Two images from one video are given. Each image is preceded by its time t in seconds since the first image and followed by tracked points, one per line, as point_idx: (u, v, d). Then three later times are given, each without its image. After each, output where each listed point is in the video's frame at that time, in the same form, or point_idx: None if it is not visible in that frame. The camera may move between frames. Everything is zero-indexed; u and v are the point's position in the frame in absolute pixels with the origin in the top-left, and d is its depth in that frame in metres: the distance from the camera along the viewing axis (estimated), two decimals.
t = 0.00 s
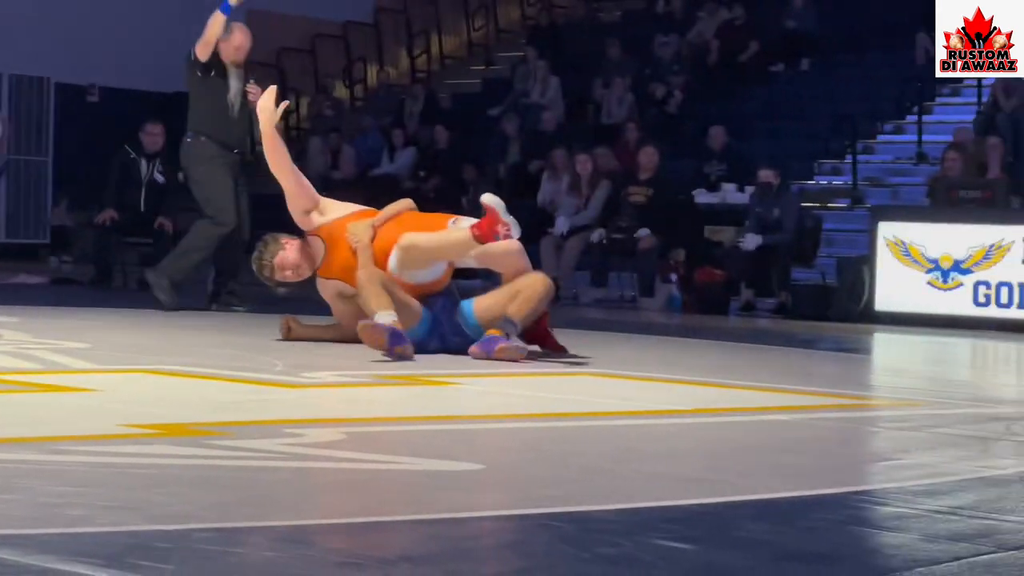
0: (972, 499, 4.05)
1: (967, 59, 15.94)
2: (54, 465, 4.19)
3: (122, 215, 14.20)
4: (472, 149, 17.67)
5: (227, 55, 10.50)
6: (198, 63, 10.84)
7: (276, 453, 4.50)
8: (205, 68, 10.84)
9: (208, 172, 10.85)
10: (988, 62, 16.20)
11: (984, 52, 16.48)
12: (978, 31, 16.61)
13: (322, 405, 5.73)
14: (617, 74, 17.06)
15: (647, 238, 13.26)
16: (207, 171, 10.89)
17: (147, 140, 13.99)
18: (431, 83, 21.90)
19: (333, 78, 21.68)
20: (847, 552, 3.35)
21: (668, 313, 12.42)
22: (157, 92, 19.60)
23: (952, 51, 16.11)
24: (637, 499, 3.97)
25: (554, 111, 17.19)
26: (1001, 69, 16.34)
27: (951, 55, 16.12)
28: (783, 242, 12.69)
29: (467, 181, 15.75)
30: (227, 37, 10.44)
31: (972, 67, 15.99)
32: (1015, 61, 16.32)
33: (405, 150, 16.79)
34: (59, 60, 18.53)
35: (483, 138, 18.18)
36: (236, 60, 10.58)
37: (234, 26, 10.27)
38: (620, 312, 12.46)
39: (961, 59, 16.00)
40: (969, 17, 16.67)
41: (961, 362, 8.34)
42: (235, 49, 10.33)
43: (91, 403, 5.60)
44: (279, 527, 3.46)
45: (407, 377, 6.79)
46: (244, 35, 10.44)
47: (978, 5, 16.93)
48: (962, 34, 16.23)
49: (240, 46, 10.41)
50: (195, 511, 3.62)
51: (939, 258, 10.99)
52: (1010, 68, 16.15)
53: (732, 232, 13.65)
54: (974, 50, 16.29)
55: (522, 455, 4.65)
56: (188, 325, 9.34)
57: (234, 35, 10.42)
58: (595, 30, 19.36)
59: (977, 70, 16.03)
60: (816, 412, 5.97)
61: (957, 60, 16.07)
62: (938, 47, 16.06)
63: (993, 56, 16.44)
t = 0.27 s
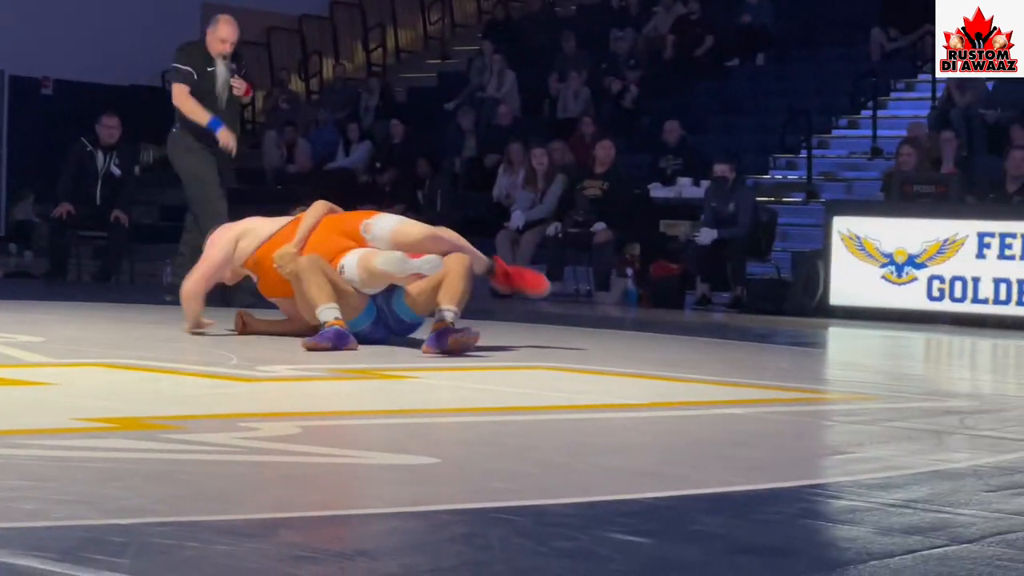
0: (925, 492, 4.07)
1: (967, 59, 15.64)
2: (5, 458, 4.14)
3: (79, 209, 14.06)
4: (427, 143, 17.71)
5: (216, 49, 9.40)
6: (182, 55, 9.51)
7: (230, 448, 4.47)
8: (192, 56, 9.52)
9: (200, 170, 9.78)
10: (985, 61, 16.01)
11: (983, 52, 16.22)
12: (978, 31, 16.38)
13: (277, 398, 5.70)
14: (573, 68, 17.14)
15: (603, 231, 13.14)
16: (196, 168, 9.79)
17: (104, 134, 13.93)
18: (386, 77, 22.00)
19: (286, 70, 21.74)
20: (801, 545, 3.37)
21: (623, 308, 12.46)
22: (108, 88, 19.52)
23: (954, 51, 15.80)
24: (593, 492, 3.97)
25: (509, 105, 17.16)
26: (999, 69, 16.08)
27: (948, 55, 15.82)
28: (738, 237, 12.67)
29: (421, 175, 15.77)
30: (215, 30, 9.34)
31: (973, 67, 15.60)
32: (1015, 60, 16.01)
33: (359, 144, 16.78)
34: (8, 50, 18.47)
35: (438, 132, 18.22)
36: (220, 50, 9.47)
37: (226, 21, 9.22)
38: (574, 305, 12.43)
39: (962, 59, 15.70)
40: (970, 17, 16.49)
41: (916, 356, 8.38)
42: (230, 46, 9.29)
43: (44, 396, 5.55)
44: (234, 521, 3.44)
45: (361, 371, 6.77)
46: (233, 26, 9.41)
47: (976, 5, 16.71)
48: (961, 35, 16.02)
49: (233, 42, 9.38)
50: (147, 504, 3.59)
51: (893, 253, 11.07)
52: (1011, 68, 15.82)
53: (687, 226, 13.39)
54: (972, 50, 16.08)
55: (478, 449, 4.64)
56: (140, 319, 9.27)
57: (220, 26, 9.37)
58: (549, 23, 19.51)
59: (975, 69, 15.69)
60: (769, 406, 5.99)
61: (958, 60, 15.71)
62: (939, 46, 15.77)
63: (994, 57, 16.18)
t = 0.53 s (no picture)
0: (900, 486, 4.09)
1: (967, 60, 15.57)
2: None
3: (53, 203, 14.04)
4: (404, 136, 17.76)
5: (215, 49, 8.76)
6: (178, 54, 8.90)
7: (206, 443, 4.46)
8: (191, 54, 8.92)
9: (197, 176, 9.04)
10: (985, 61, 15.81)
11: (983, 53, 16.04)
12: (978, 31, 16.30)
13: (254, 393, 5.69)
14: (550, 63, 17.15)
15: (580, 226, 13.06)
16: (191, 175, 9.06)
17: (76, 127, 13.91)
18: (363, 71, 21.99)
19: (262, 64, 21.70)
20: (777, 540, 3.38)
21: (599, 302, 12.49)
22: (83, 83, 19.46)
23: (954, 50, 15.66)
24: (568, 487, 3.97)
25: (486, 99, 17.17)
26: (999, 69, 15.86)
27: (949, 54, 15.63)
28: (714, 232, 12.68)
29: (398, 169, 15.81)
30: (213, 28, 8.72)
31: (974, 66, 15.51)
32: (1016, 60, 15.82)
33: (336, 139, 16.76)
34: None
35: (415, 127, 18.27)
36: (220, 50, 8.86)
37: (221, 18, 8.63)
38: (551, 300, 12.42)
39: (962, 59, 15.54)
40: (970, 18, 16.48)
41: (892, 350, 8.41)
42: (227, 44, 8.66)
43: (20, 391, 5.52)
44: (211, 516, 3.43)
45: (339, 365, 6.76)
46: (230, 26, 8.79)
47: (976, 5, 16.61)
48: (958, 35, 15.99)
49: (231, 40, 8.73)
50: (122, 499, 3.58)
51: (869, 247, 11.10)
52: (1013, 68, 15.64)
53: (663, 221, 13.71)
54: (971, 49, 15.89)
55: (456, 443, 4.64)
56: (115, 313, 9.24)
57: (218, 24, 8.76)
58: (526, 18, 19.53)
59: (978, 70, 15.54)
60: (745, 400, 6.00)
61: (958, 61, 15.73)
62: (939, 47, 15.76)
63: (993, 56, 15.99)
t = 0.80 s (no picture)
0: (891, 482, 4.09)
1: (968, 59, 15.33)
2: None
3: (39, 200, 14.03)
4: (395, 132, 17.78)
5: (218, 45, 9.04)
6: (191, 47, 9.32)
7: (197, 439, 4.45)
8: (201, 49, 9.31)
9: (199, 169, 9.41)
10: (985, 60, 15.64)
11: (982, 52, 15.88)
12: (978, 31, 16.03)
13: (245, 389, 5.68)
14: (540, 60, 17.15)
15: (572, 221, 13.12)
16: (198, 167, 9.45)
17: (58, 124, 13.91)
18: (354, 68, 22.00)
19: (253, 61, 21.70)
20: (767, 536, 3.38)
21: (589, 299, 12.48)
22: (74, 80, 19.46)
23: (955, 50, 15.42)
24: (560, 483, 3.97)
25: (477, 96, 17.18)
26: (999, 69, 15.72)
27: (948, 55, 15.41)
28: (707, 228, 12.64)
29: (389, 166, 15.82)
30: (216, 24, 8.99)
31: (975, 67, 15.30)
32: (1015, 60, 15.76)
33: (327, 136, 16.77)
34: None
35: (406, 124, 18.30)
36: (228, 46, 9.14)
37: (222, 15, 8.80)
38: (543, 297, 12.42)
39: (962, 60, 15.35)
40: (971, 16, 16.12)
41: (884, 347, 8.40)
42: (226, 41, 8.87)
43: (10, 387, 5.51)
44: (202, 512, 3.42)
45: (329, 362, 6.75)
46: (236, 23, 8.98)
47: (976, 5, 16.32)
48: (960, 35, 15.74)
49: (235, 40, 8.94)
50: (112, 495, 3.57)
51: (860, 244, 11.13)
52: (1012, 68, 15.58)
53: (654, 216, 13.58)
54: (972, 50, 15.68)
55: (447, 440, 4.64)
56: (106, 309, 9.24)
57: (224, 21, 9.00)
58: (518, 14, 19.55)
59: (978, 70, 15.42)
60: (737, 396, 6.01)
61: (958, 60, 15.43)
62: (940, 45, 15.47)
63: (992, 56, 15.87)
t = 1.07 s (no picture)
0: (891, 479, 4.10)
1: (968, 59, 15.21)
2: None
3: (37, 196, 14.04)
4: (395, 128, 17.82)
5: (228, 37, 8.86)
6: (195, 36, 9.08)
7: (198, 435, 4.46)
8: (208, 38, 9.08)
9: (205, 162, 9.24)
10: (985, 61, 15.55)
11: (982, 52, 15.78)
12: (978, 31, 15.92)
13: (246, 386, 5.68)
14: (540, 56, 17.14)
15: (573, 218, 13.14)
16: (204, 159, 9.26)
17: (52, 119, 13.91)
18: (354, 64, 22.00)
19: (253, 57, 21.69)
20: (767, 532, 3.38)
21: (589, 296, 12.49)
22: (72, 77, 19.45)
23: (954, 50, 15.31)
24: (559, 479, 3.97)
25: (477, 93, 17.19)
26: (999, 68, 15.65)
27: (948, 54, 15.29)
28: (706, 225, 12.65)
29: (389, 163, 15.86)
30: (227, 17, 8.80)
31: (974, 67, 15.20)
32: (1015, 60, 15.66)
33: (327, 132, 16.79)
34: None
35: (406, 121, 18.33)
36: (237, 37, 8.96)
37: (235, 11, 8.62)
38: (542, 294, 12.43)
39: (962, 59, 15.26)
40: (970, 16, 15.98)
41: (884, 344, 8.39)
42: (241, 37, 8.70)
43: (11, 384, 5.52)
44: (202, 508, 3.43)
45: (329, 358, 6.75)
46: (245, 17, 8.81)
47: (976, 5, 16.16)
48: (960, 35, 15.59)
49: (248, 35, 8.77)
50: (111, 492, 3.58)
51: (860, 241, 11.13)
52: (1012, 68, 15.51)
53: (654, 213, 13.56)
54: (971, 50, 15.59)
55: (447, 436, 4.64)
56: (107, 306, 9.24)
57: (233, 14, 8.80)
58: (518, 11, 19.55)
59: (977, 70, 15.34)
60: (737, 393, 6.01)
61: (958, 60, 15.35)
62: (941, 46, 15.29)
63: (993, 56, 15.78)
